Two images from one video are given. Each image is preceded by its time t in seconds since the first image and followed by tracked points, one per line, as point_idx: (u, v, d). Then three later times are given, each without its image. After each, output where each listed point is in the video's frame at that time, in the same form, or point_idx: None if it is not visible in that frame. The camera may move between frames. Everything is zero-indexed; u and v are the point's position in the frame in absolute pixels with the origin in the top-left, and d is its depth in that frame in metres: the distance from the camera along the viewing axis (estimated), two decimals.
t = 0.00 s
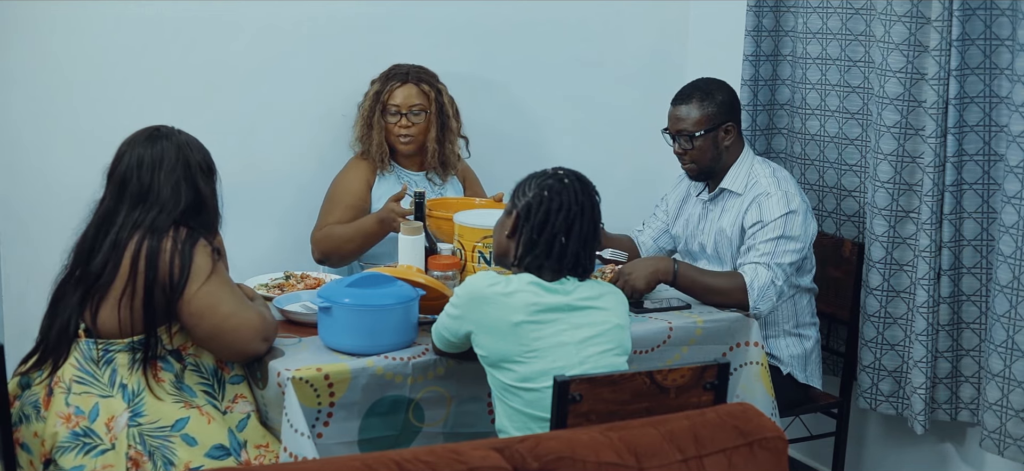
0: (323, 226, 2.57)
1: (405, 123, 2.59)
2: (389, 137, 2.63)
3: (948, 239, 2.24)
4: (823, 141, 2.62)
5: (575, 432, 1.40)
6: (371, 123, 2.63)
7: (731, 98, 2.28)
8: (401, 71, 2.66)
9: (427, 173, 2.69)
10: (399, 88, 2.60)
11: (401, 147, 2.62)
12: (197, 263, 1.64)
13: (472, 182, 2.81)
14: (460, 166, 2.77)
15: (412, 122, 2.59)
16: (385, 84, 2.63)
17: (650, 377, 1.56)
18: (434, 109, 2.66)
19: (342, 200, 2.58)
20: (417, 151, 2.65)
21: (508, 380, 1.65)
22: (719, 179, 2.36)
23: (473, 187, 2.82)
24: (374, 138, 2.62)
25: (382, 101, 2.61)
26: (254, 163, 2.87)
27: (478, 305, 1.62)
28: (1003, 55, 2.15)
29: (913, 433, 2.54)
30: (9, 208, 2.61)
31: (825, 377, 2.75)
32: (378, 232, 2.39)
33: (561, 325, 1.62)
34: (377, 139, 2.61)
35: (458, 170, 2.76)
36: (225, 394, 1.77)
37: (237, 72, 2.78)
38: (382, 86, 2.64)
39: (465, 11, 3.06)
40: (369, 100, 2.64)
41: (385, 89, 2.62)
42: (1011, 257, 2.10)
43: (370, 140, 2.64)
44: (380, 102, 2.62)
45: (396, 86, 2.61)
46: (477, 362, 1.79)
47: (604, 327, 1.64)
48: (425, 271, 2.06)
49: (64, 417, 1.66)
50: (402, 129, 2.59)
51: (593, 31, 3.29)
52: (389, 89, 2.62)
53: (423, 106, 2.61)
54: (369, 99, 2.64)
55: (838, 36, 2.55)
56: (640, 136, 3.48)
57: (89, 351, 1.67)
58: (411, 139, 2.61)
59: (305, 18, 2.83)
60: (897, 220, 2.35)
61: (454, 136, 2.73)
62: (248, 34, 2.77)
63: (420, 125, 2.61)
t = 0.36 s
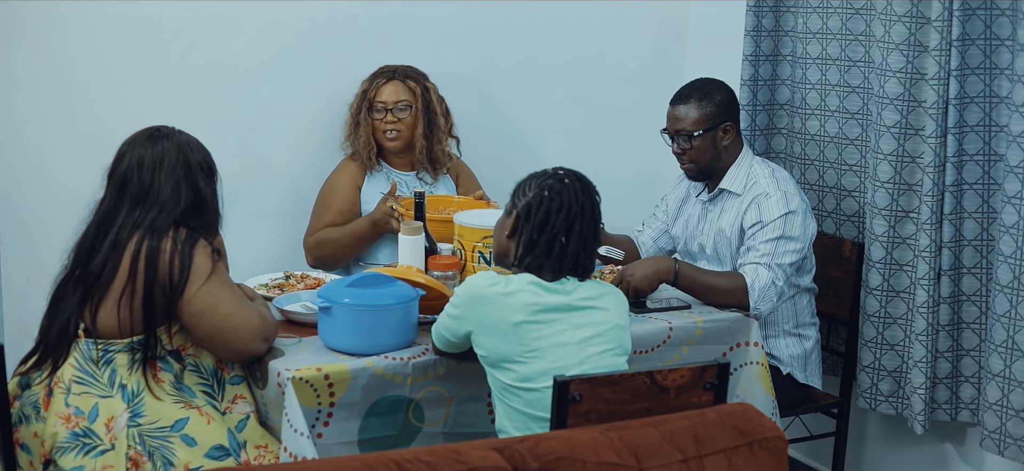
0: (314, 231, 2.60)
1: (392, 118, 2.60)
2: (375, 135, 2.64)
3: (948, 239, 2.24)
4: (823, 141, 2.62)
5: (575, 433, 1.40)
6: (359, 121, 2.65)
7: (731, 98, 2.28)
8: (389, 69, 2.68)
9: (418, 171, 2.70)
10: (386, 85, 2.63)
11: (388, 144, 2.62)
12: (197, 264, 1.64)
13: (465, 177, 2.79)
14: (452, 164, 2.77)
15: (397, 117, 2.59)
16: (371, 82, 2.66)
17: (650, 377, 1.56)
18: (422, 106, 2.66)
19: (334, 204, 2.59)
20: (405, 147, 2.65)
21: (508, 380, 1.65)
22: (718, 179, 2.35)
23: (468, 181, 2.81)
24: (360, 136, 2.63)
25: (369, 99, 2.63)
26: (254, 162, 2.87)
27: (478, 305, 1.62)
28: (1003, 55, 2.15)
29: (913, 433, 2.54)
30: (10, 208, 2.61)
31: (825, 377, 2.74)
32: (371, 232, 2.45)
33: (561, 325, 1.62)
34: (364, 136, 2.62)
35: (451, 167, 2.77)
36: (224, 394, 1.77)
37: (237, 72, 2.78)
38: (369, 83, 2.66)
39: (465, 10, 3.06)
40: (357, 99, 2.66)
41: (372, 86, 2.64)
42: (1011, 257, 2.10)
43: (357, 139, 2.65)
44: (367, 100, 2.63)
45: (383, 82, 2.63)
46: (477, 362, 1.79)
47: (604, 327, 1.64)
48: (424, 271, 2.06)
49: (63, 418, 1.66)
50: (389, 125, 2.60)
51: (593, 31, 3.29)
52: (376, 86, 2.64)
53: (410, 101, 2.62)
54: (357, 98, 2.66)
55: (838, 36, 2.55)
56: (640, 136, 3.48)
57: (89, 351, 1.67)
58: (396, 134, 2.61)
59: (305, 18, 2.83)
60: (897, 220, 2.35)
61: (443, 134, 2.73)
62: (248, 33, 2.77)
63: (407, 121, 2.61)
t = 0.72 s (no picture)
0: (307, 230, 2.59)
1: (383, 117, 2.61)
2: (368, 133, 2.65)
3: (948, 239, 2.24)
4: (822, 141, 2.62)
5: (575, 432, 1.40)
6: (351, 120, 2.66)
7: (731, 98, 2.28)
8: (381, 69, 2.70)
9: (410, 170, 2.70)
10: (377, 84, 2.64)
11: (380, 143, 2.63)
12: (193, 268, 1.64)
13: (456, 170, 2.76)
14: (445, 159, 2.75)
15: (389, 115, 2.61)
16: (363, 81, 2.68)
17: (650, 377, 1.56)
18: (414, 105, 2.67)
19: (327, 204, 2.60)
20: (397, 145, 2.65)
21: (508, 380, 1.65)
22: (718, 180, 2.35)
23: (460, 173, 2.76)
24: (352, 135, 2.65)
25: (360, 98, 2.65)
26: (254, 162, 2.87)
27: (479, 305, 1.62)
28: (1003, 55, 2.15)
29: (913, 433, 2.54)
30: (10, 208, 2.61)
31: (825, 377, 2.74)
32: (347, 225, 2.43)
33: (561, 325, 1.62)
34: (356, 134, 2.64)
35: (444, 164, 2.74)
36: (220, 393, 1.77)
37: (237, 72, 2.78)
38: (361, 83, 2.69)
39: (465, 11, 3.06)
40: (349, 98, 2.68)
41: (364, 86, 2.66)
42: (1011, 257, 2.10)
43: (348, 139, 2.66)
44: (359, 99, 2.65)
45: (374, 82, 2.64)
46: (477, 362, 1.79)
47: (604, 328, 1.64)
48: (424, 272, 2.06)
49: (61, 421, 1.66)
50: (380, 123, 2.61)
51: (593, 31, 3.29)
52: (368, 85, 2.66)
53: (401, 100, 2.63)
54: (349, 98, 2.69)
55: (838, 36, 2.55)
56: (640, 136, 3.48)
57: (85, 352, 1.66)
58: (389, 133, 2.62)
59: (305, 18, 2.83)
60: (897, 220, 2.35)
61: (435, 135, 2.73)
62: (248, 33, 2.77)
63: (399, 119, 2.62)
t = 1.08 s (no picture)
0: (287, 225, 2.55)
1: (375, 123, 2.58)
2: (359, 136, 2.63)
3: (948, 239, 2.24)
4: (822, 141, 2.62)
5: (575, 433, 1.40)
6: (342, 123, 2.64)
7: (731, 98, 2.28)
8: (374, 71, 2.68)
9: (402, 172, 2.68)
10: (370, 88, 2.61)
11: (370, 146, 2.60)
12: (179, 280, 1.62)
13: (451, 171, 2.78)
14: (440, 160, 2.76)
15: (381, 120, 2.57)
16: (356, 84, 2.64)
17: (650, 377, 1.56)
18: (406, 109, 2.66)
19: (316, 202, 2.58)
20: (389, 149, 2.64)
21: (508, 379, 1.65)
22: (718, 180, 2.35)
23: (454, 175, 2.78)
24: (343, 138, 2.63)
25: (353, 101, 2.62)
26: (254, 162, 2.87)
27: (479, 305, 1.62)
28: (1003, 55, 2.15)
29: (913, 433, 2.54)
30: (9, 208, 2.61)
31: (825, 377, 2.74)
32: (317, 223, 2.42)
33: (561, 325, 1.62)
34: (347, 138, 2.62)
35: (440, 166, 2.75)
36: (213, 394, 1.75)
37: (237, 71, 2.77)
38: (353, 85, 2.65)
39: (466, 10, 3.06)
40: (341, 100, 2.65)
41: (356, 89, 2.63)
42: (1011, 257, 2.10)
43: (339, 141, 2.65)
44: (350, 102, 2.62)
45: (367, 85, 2.62)
46: (477, 362, 1.79)
47: (604, 328, 1.64)
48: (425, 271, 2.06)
49: (55, 428, 1.65)
50: (373, 129, 2.57)
51: (593, 31, 3.29)
52: (360, 88, 2.63)
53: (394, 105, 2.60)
54: (341, 99, 2.65)
55: (838, 36, 2.55)
56: (640, 136, 3.48)
57: (77, 358, 1.67)
58: (380, 137, 2.58)
59: (305, 18, 2.83)
60: (897, 220, 2.35)
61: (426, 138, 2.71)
62: (248, 33, 2.77)
63: (391, 124, 2.59)
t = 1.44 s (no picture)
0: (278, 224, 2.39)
1: (377, 133, 2.51)
2: (358, 145, 2.56)
3: (948, 238, 2.24)
4: (822, 141, 2.62)
5: (575, 433, 1.40)
6: (342, 131, 2.56)
7: (732, 98, 2.28)
8: (374, 78, 2.57)
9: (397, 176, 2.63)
10: (371, 97, 2.52)
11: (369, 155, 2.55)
12: (170, 272, 1.63)
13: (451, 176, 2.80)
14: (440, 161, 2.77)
15: (383, 132, 2.51)
16: (356, 92, 2.55)
17: (650, 377, 1.56)
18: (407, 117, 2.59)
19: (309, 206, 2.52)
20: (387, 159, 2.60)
21: (508, 379, 1.65)
22: (718, 180, 2.35)
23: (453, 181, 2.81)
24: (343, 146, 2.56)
25: (352, 110, 2.53)
26: (255, 162, 2.87)
27: (479, 305, 1.61)
28: (1003, 55, 2.15)
29: (913, 433, 2.54)
30: (9, 208, 2.61)
31: (825, 377, 2.74)
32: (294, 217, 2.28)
33: (561, 325, 1.62)
34: (347, 147, 2.55)
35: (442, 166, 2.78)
36: (208, 384, 1.76)
37: (237, 70, 2.77)
38: (354, 93, 2.55)
39: (466, 10, 3.06)
40: (340, 107, 2.56)
41: (357, 97, 2.53)
42: (1011, 257, 2.10)
43: (338, 148, 2.58)
44: (350, 111, 2.54)
45: (368, 94, 2.52)
46: (477, 362, 1.79)
47: (604, 327, 1.64)
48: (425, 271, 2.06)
49: (53, 426, 1.64)
50: (374, 140, 2.51)
51: (593, 32, 3.29)
52: (361, 97, 2.53)
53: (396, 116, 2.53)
54: (340, 106, 2.56)
55: (838, 36, 2.55)
56: (640, 136, 3.48)
57: (73, 356, 1.65)
58: (381, 148, 2.53)
59: (306, 18, 2.83)
60: (897, 220, 2.35)
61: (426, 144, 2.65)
62: (248, 33, 2.76)
63: (392, 135, 2.53)
